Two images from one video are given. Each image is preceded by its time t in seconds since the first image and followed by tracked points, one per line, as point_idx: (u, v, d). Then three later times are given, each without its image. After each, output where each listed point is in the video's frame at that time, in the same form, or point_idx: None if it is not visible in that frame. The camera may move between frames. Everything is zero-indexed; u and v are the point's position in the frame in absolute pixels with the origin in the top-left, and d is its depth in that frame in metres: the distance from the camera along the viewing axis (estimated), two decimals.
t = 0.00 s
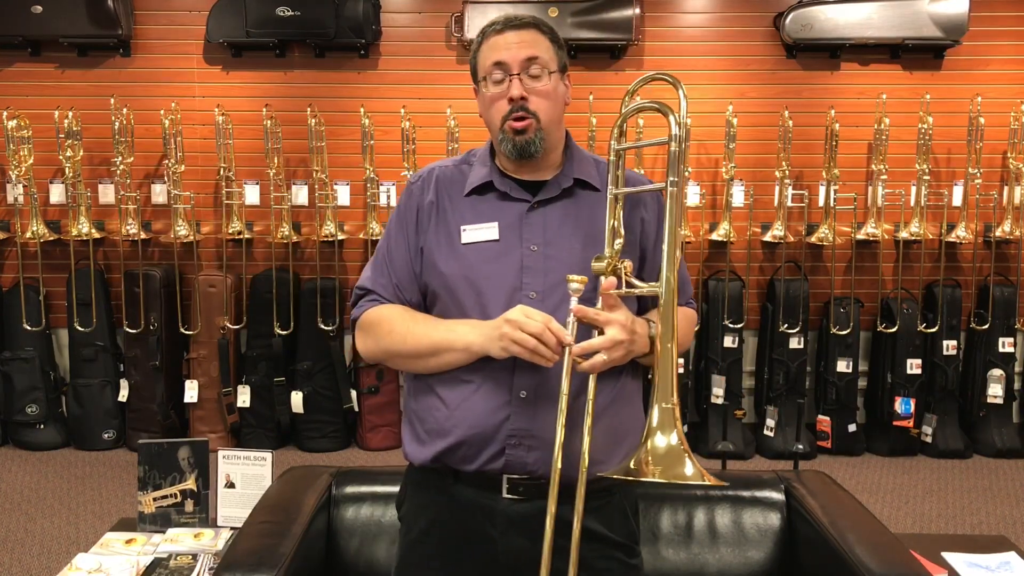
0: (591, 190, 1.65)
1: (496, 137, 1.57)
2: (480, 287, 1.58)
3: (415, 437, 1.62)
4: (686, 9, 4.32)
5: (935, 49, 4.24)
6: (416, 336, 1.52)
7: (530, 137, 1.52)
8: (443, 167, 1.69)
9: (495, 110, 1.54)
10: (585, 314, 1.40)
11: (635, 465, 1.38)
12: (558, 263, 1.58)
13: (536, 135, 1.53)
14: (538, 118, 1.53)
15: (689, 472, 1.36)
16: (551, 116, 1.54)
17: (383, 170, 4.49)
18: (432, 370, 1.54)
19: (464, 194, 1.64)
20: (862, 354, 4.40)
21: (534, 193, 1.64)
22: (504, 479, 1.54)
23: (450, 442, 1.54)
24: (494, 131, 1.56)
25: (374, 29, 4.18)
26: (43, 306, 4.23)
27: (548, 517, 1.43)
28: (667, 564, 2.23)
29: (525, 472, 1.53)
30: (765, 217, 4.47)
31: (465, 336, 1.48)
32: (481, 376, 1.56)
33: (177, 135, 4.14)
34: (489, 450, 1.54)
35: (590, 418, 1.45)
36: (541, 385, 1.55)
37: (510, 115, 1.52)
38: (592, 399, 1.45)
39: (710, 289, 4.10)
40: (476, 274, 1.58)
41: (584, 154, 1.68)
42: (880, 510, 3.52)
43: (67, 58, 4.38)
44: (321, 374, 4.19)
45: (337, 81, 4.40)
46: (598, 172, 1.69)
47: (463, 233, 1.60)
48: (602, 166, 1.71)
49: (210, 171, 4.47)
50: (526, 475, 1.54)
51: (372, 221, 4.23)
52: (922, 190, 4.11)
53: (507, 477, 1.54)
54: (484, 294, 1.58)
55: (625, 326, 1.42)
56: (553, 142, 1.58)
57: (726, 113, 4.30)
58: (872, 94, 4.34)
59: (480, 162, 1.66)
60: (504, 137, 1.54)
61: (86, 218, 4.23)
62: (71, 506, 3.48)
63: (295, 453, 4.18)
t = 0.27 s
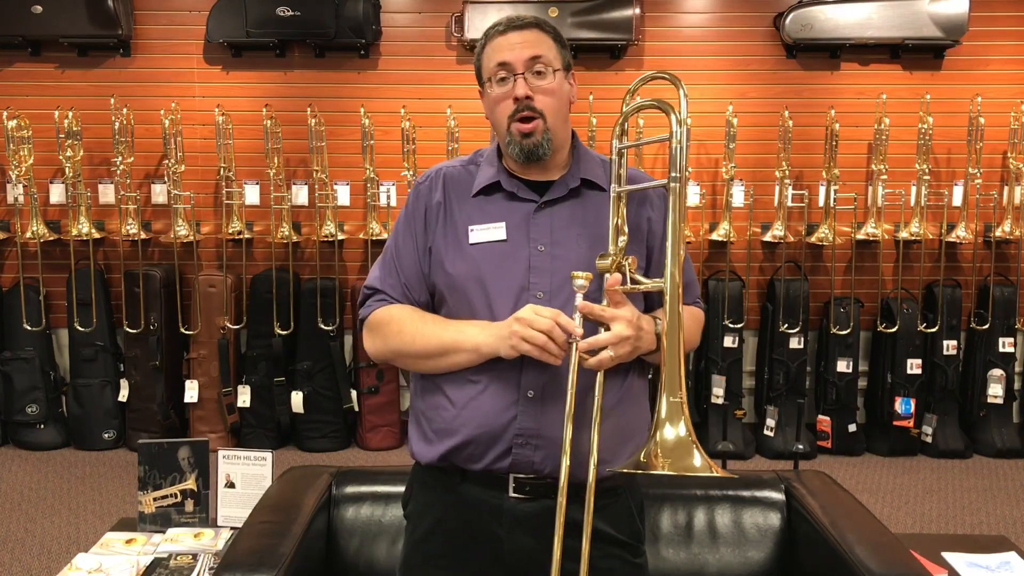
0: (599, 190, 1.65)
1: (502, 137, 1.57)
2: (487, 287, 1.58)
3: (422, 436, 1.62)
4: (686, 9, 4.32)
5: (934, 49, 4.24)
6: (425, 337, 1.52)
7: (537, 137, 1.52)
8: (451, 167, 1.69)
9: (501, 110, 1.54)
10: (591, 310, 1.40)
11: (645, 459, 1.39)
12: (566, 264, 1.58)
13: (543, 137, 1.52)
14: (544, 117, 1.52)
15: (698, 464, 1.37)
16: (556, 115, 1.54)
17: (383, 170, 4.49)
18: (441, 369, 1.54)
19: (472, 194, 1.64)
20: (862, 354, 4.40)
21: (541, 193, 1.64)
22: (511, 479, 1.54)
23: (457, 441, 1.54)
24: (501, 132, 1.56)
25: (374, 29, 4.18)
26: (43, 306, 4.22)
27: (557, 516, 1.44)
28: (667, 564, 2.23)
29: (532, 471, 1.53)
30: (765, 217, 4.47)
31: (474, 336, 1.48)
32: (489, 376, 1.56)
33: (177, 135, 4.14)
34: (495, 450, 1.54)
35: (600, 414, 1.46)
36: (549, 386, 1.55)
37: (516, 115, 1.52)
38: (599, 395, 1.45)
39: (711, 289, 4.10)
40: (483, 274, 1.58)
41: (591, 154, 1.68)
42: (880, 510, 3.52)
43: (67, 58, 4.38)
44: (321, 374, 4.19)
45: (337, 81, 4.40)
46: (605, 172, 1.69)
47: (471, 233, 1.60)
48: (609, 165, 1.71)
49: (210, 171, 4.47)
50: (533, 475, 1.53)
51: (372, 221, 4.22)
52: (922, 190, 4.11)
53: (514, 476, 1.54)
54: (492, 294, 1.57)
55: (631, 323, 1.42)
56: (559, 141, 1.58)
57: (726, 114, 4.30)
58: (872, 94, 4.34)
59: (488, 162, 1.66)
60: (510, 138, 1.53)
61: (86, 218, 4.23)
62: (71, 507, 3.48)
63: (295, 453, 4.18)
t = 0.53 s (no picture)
0: (602, 190, 1.64)
1: (507, 138, 1.57)
2: (491, 287, 1.58)
3: (427, 436, 1.62)
4: (686, 9, 4.32)
5: (934, 49, 4.24)
6: (430, 338, 1.52)
7: (541, 137, 1.53)
8: (454, 168, 1.69)
9: (504, 111, 1.54)
10: (595, 308, 1.40)
11: (648, 456, 1.38)
12: (570, 264, 1.58)
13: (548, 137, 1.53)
14: (549, 117, 1.53)
15: (701, 462, 1.36)
16: (562, 115, 1.55)
17: (383, 170, 4.49)
18: (446, 370, 1.54)
19: (476, 194, 1.64)
20: (862, 354, 4.40)
21: (545, 193, 1.64)
22: (515, 478, 1.54)
23: (462, 441, 1.54)
24: (505, 133, 1.56)
25: (374, 29, 4.18)
26: (43, 306, 4.23)
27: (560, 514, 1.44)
28: (666, 564, 2.23)
29: (537, 471, 1.53)
30: (765, 217, 4.47)
31: (479, 337, 1.48)
32: (494, 376, 1.56)
33: (177, 135, 4.15)
34: (500, 449, 1.54)
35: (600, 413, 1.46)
36: (553, 384, 1.55)
37: (521, 115, 1.52)
38: (602, 393, 1.45)
39: (711, 289, 4.11)
40: (488, 275, 1.58)
41: (595, 153, 1.67)
42: (880, 510, 3.52)
43: (67, 58, 4.38)
44: (321, 374, 4.19)
45: (337, 81, 4.40)
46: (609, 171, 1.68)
47: (475, 233, 1.60)
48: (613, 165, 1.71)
49: (210, 171, 4.47)
50: (537, 474, 1.53)
51: (372, 221, 4.22)
52: (922, 190, 4.11)
53: (518, 476, 1.54)
54: (497, 294, 1.57)
55: (634, 320, 1.42)
56: (563, 141, 1.58)
57: (726, 113, 4.29)
58: (872, 94, 4.34)
59: (492, 162, 1.65)
60: (516, 138, 1.54)
61: (86, 218, 4.23)
62: (71, 507, 3.48)
63: (295, 453, 4.18)
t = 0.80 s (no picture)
0: (606, 190, 1.64)
1: (507, 134, 1.56)
2: (495, 287, 1.58)
3: (430, 436, 1.62)
4: (686, 9, 4.32)
5: (934, 49, 4.24)
6: (434, 337, 1.52)
7: (538, 131, 1.52)
8: (458, 168, 1.69)
9: (504, 107, 1.54)
10: (599, 306, 1.40)
11: (650, 457, 1.38)
12: (574, 264, 1.58)
13: (546, 131, 1.52)
14: (547, 111, 1.51)
15: (703, 464, 1.36)
16: (561, 111, 1.54)
17: (383, 170, 4.49)
18: (450, 370, 1.54)
19: (479, 194, 1.64)
20: (862, 354, 4.40)
21: (548, 193, 1.64)
22: (518, 479, 1.54)
23: (465, 441, 1.54)
24: (505, 129, 1.56)
25: (375, 29, 4.18)
26: (43, 306, 4.23)
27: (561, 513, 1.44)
28: (666, 564, 2.23)
29: (540, 471, 1.53)
30: (765, 217, 4.47)
31: (483, 336, 1.48)
32: (497, 376, 1.56)
33: (177, 135, 4.15)
34: (503, 450, 1.54)
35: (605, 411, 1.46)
36: (557, 384, 1.55)
37: (518, 110, 1.52)
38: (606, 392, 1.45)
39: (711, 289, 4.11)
40: (492, 275, 1.58)
41: (598, 153, 1.67)
42: (880, 510, 3.52)
43: (67, 58, 4.38)
44: (321, 374, 4.19)
45: (337, 81, 4.40)
46: (613, 171, 1.68)
47: (478, 233, 1.60)
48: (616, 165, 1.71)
49: (210, 171, 4.47)
50: (541, 475, 1.53)
51: (372, 221, 4.22)
52: (922, 190, 4.11)
53: (521, 476, 1.54)
54: (501, 294, 1.57)
55: (639, 320, 1.42)
56: (564, 138, 1.57)
57: (726, 113, 4.29)
58: (872, 94, 4.34)
59: (495, 162, 1.65)
60: (514, 133, 1.53)
61: (86, 218, 4.23)
62: (71, 507, 3.48)
63: (295, 453, 4.18)
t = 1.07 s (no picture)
0: (609, 190, 1.64)
1: (511, 140, 1.57)
2: (497, 288, 1.58)
3: (431, 436, 1.62)
4: (685, 9, 4.32)
5: (934, 49, 4.24)
6: (435, 337, 1.52)
7: (544, 139, 1.53)
8: (461, 168, 1.69)
9: (507, 115, 1.55)
10: (601, 305, 1.40)
11: (652, 456, 1.38)
12: (576, 264, 1.58)
13: (552, 139, 1.53)
14: (553, 119, 1.53)
15: (704, 463, 1.36)
16: (563, 116, 1.54)
17: (383, 170, 4.49)
18: (451, 370, 1.54)
19: (482, 194, 1.64)
20: (862, 354, 4.40)
21: (551, 193, 1.64)
22: (519, 479, 1.54)
23: (466, 441, 1.54)
24: (509, 135, 1.56)
25: (374, 29, 4.18)
26: (43, 307, 4.23)
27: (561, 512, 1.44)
28: (666, 564, 2.23)
29: (541, 471, 1.53)
30: (765, 217, 4.47)
31: (484, 337, 1.48)
32: (498, 375, 1.56)
33: (177, 135, 4.15)
34: (503, 450, 1.54)
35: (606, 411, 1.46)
36: (558, 384, 1.55)
37: (523, 118, 1.52)
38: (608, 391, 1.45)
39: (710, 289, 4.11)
40: (494, 275, 1.58)
41: (601, 153, 1.67)
42: (880, 510, 3.52)
43: (68, 58, 4.38)
44: (321, 374, 4.19)
45: (337, 81, 4.40)
46: (616, 171, 1.68)
47: (481, 233, 1.60)
48: (620, 165, 1.71)
49: (210, 171, 4.47)
50: (541, 475, 1.53)
51: (372, 221, 4.22)
52: (922, 190, 4.11)
53: (521, 476, 1.54)
54: (503, 294, 1.57)
55: (642, 319, 1.42)
56: (568, 141, 1.58)
57: (726, 113, 4.29)
58: (872, 94, 4.34)
59: (498, 162, 1.66)
60: (519, 141, 1.54)
61: (86, 218, 4.23)
62: (71, 506, 3.48)
63: (295, 453, 4.18)
